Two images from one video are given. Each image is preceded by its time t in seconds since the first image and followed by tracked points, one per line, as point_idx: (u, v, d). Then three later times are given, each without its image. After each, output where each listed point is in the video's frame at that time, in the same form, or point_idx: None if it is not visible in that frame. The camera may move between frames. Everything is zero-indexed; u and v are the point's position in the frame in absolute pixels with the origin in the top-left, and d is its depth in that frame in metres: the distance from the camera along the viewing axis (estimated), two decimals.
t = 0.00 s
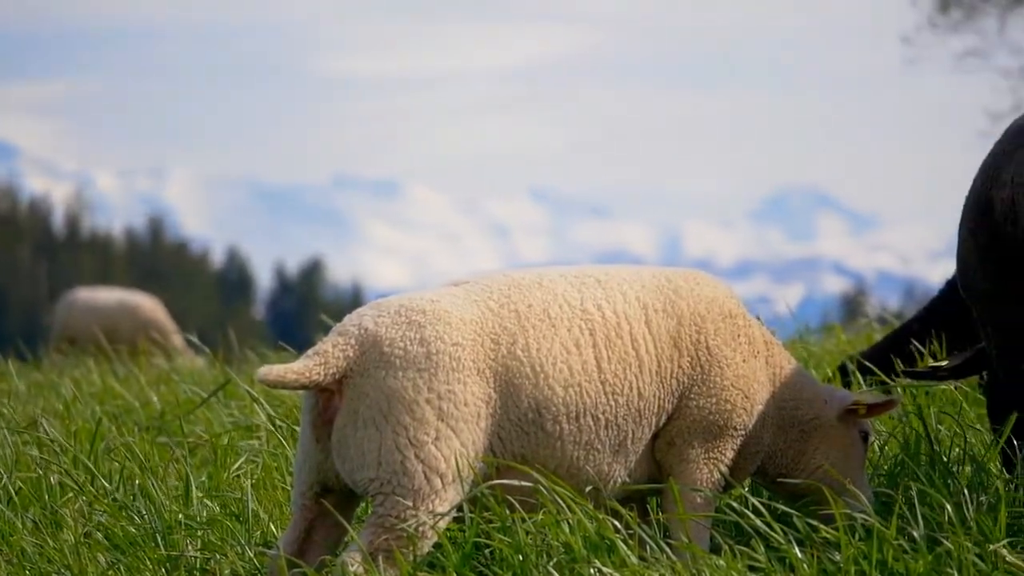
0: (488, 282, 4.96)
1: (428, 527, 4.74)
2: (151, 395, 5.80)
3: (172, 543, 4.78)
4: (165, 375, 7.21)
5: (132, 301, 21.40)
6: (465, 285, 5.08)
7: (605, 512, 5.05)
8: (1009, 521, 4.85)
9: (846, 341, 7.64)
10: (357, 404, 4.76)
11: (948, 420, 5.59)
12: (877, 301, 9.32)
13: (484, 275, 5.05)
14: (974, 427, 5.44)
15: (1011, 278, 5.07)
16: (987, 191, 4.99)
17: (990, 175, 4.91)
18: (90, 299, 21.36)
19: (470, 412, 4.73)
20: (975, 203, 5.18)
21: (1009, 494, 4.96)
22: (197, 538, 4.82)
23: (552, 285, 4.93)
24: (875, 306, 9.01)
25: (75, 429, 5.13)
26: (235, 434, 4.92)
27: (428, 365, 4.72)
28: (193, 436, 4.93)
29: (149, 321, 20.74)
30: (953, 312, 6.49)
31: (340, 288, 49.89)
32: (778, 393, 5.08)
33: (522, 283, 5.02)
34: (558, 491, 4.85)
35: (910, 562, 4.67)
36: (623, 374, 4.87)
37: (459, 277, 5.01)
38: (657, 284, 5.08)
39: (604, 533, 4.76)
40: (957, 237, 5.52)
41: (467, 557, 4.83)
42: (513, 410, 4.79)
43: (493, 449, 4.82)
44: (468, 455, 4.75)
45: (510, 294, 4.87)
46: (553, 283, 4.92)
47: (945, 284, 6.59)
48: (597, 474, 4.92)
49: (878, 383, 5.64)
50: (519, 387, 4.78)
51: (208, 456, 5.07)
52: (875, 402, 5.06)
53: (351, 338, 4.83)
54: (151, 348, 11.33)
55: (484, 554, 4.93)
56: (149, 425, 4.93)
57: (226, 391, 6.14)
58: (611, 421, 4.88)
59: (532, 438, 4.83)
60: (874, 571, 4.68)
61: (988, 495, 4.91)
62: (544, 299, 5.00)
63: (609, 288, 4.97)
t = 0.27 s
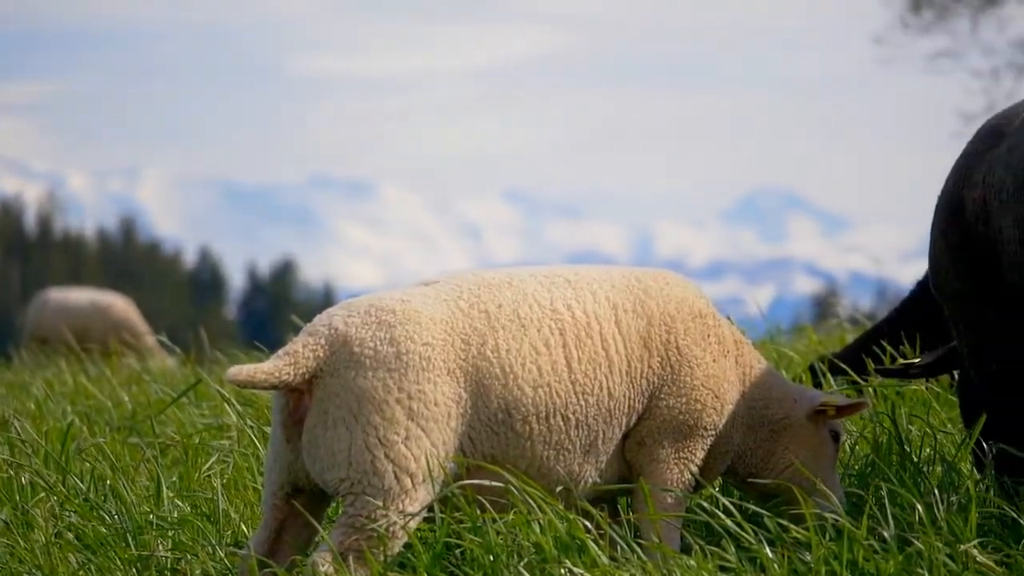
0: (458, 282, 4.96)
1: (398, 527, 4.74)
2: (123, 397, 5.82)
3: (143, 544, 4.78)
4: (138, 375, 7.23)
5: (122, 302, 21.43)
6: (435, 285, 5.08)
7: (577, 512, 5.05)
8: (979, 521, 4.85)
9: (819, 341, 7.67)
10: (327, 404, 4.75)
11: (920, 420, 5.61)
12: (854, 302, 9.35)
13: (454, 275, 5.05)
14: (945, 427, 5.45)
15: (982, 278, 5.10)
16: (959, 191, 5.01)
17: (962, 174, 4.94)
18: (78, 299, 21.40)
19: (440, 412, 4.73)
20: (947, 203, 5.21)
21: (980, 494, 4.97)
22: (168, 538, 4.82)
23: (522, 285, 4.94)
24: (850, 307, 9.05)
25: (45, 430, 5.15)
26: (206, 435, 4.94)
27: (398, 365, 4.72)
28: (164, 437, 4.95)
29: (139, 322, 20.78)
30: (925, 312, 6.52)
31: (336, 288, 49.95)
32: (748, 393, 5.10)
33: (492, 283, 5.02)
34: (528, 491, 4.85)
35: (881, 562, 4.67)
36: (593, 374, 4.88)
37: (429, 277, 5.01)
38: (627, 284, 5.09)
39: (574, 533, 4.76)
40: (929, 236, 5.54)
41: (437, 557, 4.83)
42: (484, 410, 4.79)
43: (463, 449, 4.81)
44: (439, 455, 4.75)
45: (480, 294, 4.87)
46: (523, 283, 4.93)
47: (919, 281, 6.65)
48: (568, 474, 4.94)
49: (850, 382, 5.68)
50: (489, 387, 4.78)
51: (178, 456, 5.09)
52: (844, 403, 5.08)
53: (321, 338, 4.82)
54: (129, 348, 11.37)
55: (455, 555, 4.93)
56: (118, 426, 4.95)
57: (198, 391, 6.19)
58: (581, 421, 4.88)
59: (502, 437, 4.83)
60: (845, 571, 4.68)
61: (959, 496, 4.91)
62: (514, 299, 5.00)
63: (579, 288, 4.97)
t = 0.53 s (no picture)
0: (430, 282, 4.96)
1: (370, 526, 4.72)
2: (93, 396, 5.83)
3: (114, 543, 4.77)
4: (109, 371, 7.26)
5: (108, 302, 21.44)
6: (406, 285, 5.07)
7: (548, 512, 5.06)
8: (950, 521, 4.87)
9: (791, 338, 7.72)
10: (298, 404, 4.73)
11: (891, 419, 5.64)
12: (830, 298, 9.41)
13: (425, 275, 5.04)
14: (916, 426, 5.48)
15: (955, 277, 5.13)
16: (931, 191, 5.05)
17: (932, 175, 4.97)
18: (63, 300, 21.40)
19: (412, 411, 4.72)
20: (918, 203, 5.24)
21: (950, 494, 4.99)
22: (139, 537, 4.82)
23: (493, 285, 4.94)
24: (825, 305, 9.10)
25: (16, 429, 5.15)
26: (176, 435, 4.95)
27: (370, 364, 4.71)
28: (135, 436, 4.96)
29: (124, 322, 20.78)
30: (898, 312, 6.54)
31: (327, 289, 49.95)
32: (719, 392, 5.11)
33: (464, 283, 5.02)
34: (499, 490, 4.85)
35: (852, 562, 4.68)
36: (565, 373, 4.88)
37: (400, 277, 5.01)
38: (598, 284, 5.10)
39: (546, 532, 4.77)
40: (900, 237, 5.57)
41: (407, 557, 4.84)
42: (455, 410, 4.78)
43: (434, 448, 4.81)
44: (411, 454, 4.74)
45: (452, 293, 4.87)
46: (495, 282, 4.93)
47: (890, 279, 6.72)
48: (539, 473, 4.93)
49: (822, 381, 5.70)
50: (461, 386, 4.77)
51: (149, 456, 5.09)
52: (813, 401, 5.10)
53: (293, 338, 4.81)
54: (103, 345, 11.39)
55: (426, 554, 4.93)
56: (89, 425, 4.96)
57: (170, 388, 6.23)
58: (553, 420, 4.88)
59: (474, 437, 4.83)
60: (816, 571, 4.68)
61: (930, 495, 4.93)
62: (485, 299, 5.00)
63: (550, 287, 4.98)
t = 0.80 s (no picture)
0: (402, 281, 4.94)
1: (342, 526, 4.71)
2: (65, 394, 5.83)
3: (86, 543, 4.78)
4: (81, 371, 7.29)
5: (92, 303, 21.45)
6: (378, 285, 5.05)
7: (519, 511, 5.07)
8: (921, 521, 4.88)
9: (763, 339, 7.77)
10: (271, 404, 4.71)
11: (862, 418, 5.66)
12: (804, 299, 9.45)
13: (397, 274, 5.02)
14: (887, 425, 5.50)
15: (926, 277, 5.18)
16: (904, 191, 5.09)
17: (905, 175, 5.01)
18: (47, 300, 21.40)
19: (384, 411, 4.71)
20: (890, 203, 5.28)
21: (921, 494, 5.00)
22: (111, 537, 4.83)
23: (466, 284, 4.93)
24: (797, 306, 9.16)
25: None
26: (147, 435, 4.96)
27: (343, 364, 4.69)
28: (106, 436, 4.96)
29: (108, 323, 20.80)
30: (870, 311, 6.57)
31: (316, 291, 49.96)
32: (690, 392, 5.14)
33: (436, 282, 5.00)
34: (472, 489, 4.84)
35: (824, 561, 4.68)
36: (538, 373, 4.87)
37: (372, 276, 4.99)
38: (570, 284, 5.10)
39: (517, 532, 4.77)
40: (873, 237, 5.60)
41: (379, 556, 4.85)
42: (428, 409, 4.77)
43: (407, 448, 4.79)
44: (383, 453, 4.73)
45: (425, 292, 4.85)
46: (467, 281, 4.92)
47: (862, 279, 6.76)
48: (512, 473, 4.93)
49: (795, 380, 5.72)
50: (434, 385, 4.76)
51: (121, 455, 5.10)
52: (785, 401, 5.11)
53: (265, 337, 4.78)
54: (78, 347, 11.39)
55: (397, 554, 4.94)
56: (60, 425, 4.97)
57: (142, 388, 6.25)
58: (525, 420, 4.88)
59: (447, 436, 4.82)
60: (788, 570, 4.67)
61: (901, 495, 4.94)
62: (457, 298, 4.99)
63: (523, 287, 4.97)
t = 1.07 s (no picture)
0: (374, 281, 4.94)
1: (313, 526, 4.71)
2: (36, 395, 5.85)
3: (58, 543, 4.79)
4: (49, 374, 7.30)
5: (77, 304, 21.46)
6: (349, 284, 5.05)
7: (492, 511, 5.07)
8: (892, 520, 4.90)
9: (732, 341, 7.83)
10: (243, 403, 4.70)
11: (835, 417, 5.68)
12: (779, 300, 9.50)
13: (369, 274, 5.01)
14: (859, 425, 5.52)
15: (898, 276, 5.22)
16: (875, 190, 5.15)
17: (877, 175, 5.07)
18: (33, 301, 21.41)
19: (356, 411, 4.70)
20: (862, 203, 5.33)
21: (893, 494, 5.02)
22: (83, 537, 4.83)
23: (438, 283, 4.93)
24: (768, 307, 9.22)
25: None
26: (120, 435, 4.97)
27: (315, 364, 4.68)
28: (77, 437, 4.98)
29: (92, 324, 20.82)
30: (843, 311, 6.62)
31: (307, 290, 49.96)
32: (662, 392, 5.17)
33: (408, 281, 5.00)
34: (443, 489, 4.84)
35: (795, 561, 4.68)
36: (510, 372, 4.88)
37: (344, 276, 4.98)
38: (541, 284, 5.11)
39: (489, 531, 4.77)
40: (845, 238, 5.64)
41: (351, 556, 4.83)
42: (400, 409, 4.77)
43: (379, 447, 4.79)
44: (355, 453, 4.73)
45: (396, 292, 4.85)
46: (439, 281, 4.92)
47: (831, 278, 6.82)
48: (483, 472, 4.93)
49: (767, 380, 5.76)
50: (406, 385, 4.76)
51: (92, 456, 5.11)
52: (757, 403, 5.13)
53: (237, 337, 4.77)
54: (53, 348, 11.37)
55: (369, 553, 4.94)
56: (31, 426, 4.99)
57: (114, 388, 6.28)
58: (497, 419, 4.89)
59: (418, 436, 4.82)
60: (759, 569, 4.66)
61: (873, 495, 4.95)
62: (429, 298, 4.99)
63: (495, 286, 4.98)
